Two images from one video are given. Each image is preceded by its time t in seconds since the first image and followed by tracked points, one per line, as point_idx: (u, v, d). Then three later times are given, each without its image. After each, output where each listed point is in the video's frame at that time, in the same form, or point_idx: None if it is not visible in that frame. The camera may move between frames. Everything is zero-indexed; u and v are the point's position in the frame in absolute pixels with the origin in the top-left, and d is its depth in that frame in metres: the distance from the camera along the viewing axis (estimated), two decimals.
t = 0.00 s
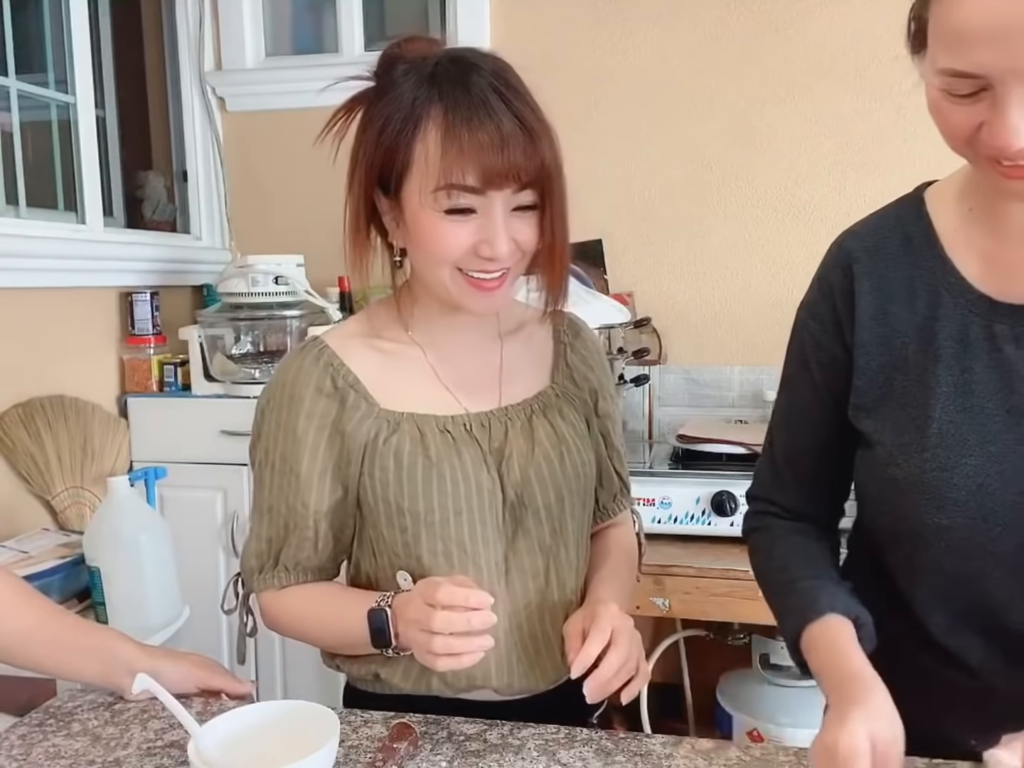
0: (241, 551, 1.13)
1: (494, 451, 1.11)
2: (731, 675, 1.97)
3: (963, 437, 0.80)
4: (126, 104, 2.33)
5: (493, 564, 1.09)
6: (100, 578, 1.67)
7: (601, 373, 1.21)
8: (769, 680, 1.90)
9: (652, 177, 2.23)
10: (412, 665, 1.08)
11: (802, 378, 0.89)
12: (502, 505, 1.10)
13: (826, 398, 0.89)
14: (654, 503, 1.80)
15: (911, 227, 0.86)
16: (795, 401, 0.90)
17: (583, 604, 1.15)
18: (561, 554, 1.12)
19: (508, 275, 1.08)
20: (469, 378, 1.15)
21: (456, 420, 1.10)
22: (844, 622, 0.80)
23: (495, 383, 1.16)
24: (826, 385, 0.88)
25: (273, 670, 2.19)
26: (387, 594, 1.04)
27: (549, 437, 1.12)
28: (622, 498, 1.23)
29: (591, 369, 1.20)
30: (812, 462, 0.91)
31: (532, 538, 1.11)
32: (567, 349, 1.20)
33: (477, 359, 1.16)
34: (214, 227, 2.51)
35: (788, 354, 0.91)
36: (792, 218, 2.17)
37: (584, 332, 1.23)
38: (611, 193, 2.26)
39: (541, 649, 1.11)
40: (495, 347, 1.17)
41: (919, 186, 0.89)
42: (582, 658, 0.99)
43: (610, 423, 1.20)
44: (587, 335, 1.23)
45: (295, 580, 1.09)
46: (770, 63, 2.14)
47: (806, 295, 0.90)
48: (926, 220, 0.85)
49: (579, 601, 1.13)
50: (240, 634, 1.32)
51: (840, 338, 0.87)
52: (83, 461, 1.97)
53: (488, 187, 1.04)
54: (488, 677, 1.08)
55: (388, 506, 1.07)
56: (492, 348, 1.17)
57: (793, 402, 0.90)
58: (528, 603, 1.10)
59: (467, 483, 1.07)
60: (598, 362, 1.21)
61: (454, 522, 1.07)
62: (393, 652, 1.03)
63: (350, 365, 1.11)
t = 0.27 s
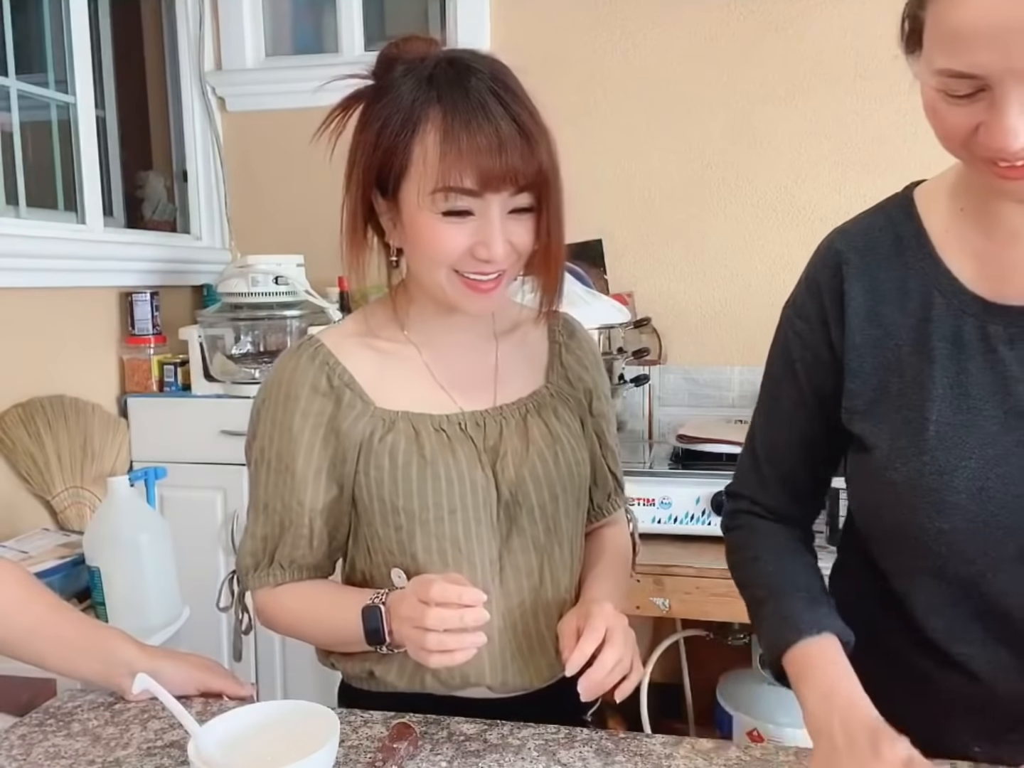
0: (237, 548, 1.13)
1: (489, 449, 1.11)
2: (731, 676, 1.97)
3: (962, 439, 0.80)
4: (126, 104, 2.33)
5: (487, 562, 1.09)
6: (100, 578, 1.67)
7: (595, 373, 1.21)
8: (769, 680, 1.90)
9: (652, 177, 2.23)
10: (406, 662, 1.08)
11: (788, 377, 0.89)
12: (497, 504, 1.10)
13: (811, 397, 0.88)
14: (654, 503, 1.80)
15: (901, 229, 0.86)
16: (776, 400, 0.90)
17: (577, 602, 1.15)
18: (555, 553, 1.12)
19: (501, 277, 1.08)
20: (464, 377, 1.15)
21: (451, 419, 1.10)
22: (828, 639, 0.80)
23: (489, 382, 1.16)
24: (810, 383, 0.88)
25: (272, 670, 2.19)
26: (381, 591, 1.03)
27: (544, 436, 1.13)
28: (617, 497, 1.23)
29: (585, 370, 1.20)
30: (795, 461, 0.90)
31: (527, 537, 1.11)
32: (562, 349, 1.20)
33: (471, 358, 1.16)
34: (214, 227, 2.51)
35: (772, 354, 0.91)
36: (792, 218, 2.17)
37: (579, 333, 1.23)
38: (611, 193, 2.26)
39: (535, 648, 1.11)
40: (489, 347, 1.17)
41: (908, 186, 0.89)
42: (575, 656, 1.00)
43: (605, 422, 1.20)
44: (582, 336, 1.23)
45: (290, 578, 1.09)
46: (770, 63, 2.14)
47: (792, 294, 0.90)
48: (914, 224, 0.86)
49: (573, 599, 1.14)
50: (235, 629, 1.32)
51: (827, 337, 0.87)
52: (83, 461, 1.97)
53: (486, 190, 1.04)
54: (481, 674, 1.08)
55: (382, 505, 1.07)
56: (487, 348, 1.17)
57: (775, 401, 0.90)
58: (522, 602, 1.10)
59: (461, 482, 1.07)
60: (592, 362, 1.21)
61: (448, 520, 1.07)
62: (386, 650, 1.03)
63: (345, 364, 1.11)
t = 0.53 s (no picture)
0: (233, 545, 1.13)
1: (485, 448, 1.11)
2: (730, 676, 1.97)
3: (941, 439, 0.80)
4: (127, 104, 2.33)
5: (483, 560, 1.09)
6: (100, 578, 1.67)
7: (591, 373, 1.21)
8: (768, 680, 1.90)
9: (652, 177, 2.23)
10: (401, 658, 1.08)
11: (775, 375, 0.89)
12: (492, 502, 1.10)
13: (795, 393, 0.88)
14: (654, 503, 1.80)
15: (887, 230, 0.86)
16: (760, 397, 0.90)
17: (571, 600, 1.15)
18: (550, 551, 1.12)
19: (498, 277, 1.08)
20: (459, 376, 1.15)
21: (447, 417, 1.10)
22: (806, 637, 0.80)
23: (484, 380, 1.16)
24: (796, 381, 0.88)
25: (272, 670, 2.19)
26: (376, 588, 1.04)
27: (539, 434, 1.13)
28: (612, 496, 1.23)
29: (581, 370, 1.20)
30: (780, 458, 0.90)
31: (521, 536, 1.11)
32: (558, 350, 1.21)
33: (467, 357, 1.16)
34: (214, 227, 2.51)
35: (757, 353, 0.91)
36: (792, 219, 2.17)
37: (575, 333, 1.23)
38: (611, 193, 2.26)
39: (529, 645, 1.11)
40: (484, 346, 1.17)
41: (896, 185, 0.90)
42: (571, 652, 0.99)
43: (601, 423, 1.20)
44: (578, 337, 1.23)
45: (286, 574, 1.09)
46: (769, 64, 2.14)
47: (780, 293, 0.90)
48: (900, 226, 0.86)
49: (568, 596, 1.14)
50: (231, 626, 1.32)
51: (807, 335, 0.87)
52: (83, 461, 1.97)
53: (485, 190, 1.04)
54: (474, 670, 1.08)
55: (379, 502, 1.07)
56: (483, 348, 1.17)
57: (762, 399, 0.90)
58: (517, 600, 1.10)
59: (457, 480, 1.08)
60: (588, 363, 1.22)
61: (443, 518, 1.07)
62: (381, 646, 1.03)
63: (341, 361, 1.11)
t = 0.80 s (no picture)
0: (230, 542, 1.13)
1: (481, 446, 1.11)
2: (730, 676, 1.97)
3: (930, 440, 0.80)
4: (127, 104, 2.33)
5: (478, 558, 1.09)
6: (99, 578, 1.67)
7: (587, 373, 1.21)
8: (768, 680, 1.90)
9: (652, 177, 2.23)
10: (396, 655, 1.08)
11: (765, 376, 0.89)
12: (487, 500, 1.10)
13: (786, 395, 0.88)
14: (654, 503, 1.80)
15: (876, 229, 0.87)
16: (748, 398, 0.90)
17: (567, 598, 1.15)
18: (546, 550, 1.12)
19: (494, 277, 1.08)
20: (455, 375, 1.15)
21: (444, 416, 1.10)
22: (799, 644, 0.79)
23: (479, 379, 1.16)
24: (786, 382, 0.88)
25: (272, 670, 2.19)
26: (372, 585, 1.04)
27: (534, 433, 1.13)
28: (608, 496, 1.24)
29: (577, 370, 1.20)
30: (769, 460, 0.90)
31: (517, 534, 1.11)
32: (554, 349, 1.21)
33: (463, 356, 1.16)
34: (214, 227, 2.51)
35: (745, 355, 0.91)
36: (792, 219, 2.17)
37: (571, 333, 1.24)
38: (611, 193, 2.26)
39: (525, 643, 1.11)
40: (479, 345, 1.18)
41: (885, 185, 0.90)
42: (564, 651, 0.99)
43: (597, 422, 1.21)
44: (574, 337, 1.24)
45: (283, 572, 1.09)
46: (769, 64, 2.14)
47: (769, 293, 0.90)
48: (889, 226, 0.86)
49: (563, 594, 1.14)
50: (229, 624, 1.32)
51: (795, 336, 0.87)
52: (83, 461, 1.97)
53: (481, 191, 1.04)
54: (470, 667, 1.08)
55: (375, 500, 1.07)
56: (479, 347, 1.17)
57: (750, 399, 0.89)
58: (512, 598, 1.11)
59: (453, 478, 1.08)
60: (583, 363, 1.22)
61: (439, 516, 1.07)
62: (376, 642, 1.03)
63: (339, 360, 1.11)
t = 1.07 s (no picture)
0: (229, 542, 1.13)
1: (478, 445, 1.11)
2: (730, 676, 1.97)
3: (923, 439, 0.80)
4: (127, 104, 2.33)
5: (475, 556, 1.09)
6: (100, 578, 1.67)
7: (584, 373, 1.22)
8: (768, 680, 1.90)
9: (652, 176, 2.23)
10: (395, 653, 1.08)
11: (762, 376, 0.88)
12: (485, 499, 1.10)
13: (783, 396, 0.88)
14: (654, 503, 1.80)
15: (872, 228, 0.86)
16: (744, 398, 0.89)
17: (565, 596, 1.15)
18: (543, 547, 1.12)
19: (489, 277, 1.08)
20: (452, 374, 1.15)
21: (441, 415, 1.10)
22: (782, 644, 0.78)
23: (477, 378, 1.16)
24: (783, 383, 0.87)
25: (272, 670, 2.19)
26: (370, 583, 1.04)
27: (532, 432, 1.13)
28: (605, 495, 1.24)
29: (573, 369, 1.21)
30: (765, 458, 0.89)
31: (515, 532, 1.11)
32: (551, 349, 1.21)
33: (460, 355, 1.16)
34: (214, 227, 2.51)
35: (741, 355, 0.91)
36: (792, 219, 2.17)
37: (568, 333, 1.24)
38: (611, 193, 2.25)
39: (524, 641, 1.11)
40: (477, 344, 1.18)
41: (882, 185, 0.90)
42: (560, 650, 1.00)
43: (594, 422, 1.21)
44: (571, 337, 1.24)
45: (281, 570, 1.09)
46: (769, 64, 2.14)
47: (766, 292, 0.90)
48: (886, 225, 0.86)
49: (561, 592, 1.14)
50: (227, 623, 1.32)
51: (791, 335, 0.87)
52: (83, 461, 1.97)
53: (477, 190, 1.04)
54: (468, 665, 1.08)
55: (373, 499, 1.07)
56: (477, 347, 1.18)
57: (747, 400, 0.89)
58: (509, 597, 1.11)
59: (450, 477, 1.08)
60: (580, 362, 1.22)
61: (436, 514, 1.07)
62: (374, 640, 1.03)
63: (338, 360, 1.11)
